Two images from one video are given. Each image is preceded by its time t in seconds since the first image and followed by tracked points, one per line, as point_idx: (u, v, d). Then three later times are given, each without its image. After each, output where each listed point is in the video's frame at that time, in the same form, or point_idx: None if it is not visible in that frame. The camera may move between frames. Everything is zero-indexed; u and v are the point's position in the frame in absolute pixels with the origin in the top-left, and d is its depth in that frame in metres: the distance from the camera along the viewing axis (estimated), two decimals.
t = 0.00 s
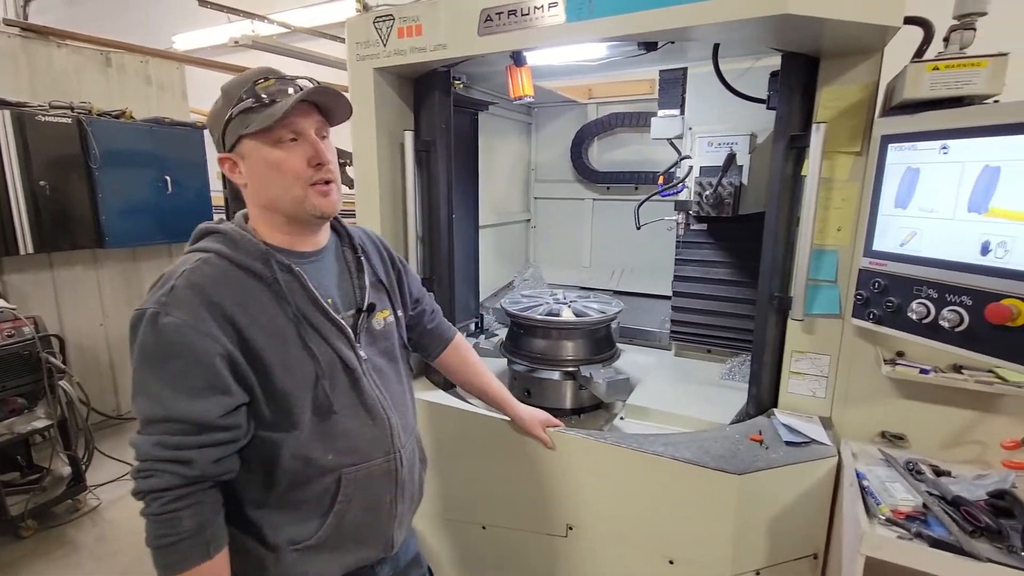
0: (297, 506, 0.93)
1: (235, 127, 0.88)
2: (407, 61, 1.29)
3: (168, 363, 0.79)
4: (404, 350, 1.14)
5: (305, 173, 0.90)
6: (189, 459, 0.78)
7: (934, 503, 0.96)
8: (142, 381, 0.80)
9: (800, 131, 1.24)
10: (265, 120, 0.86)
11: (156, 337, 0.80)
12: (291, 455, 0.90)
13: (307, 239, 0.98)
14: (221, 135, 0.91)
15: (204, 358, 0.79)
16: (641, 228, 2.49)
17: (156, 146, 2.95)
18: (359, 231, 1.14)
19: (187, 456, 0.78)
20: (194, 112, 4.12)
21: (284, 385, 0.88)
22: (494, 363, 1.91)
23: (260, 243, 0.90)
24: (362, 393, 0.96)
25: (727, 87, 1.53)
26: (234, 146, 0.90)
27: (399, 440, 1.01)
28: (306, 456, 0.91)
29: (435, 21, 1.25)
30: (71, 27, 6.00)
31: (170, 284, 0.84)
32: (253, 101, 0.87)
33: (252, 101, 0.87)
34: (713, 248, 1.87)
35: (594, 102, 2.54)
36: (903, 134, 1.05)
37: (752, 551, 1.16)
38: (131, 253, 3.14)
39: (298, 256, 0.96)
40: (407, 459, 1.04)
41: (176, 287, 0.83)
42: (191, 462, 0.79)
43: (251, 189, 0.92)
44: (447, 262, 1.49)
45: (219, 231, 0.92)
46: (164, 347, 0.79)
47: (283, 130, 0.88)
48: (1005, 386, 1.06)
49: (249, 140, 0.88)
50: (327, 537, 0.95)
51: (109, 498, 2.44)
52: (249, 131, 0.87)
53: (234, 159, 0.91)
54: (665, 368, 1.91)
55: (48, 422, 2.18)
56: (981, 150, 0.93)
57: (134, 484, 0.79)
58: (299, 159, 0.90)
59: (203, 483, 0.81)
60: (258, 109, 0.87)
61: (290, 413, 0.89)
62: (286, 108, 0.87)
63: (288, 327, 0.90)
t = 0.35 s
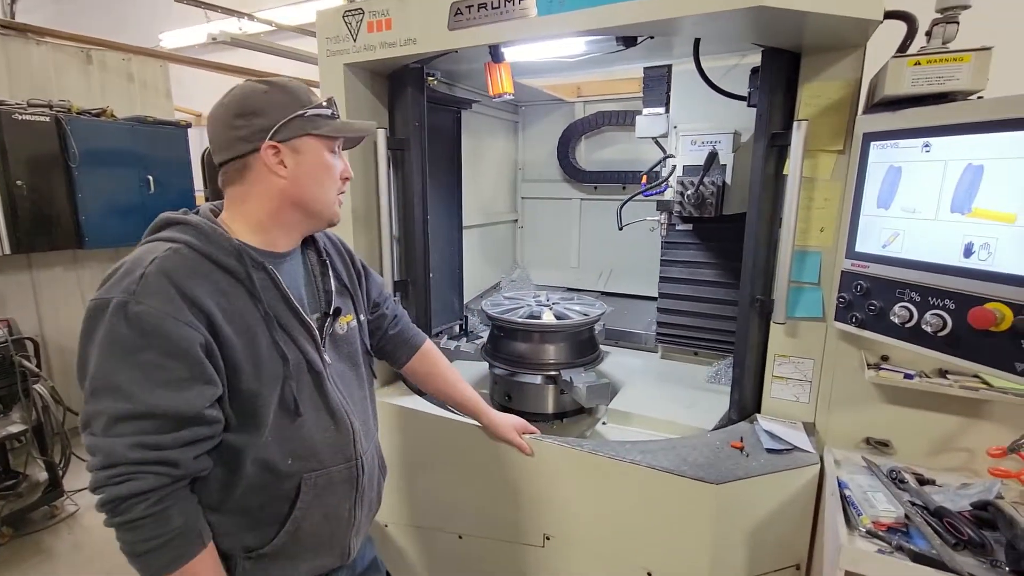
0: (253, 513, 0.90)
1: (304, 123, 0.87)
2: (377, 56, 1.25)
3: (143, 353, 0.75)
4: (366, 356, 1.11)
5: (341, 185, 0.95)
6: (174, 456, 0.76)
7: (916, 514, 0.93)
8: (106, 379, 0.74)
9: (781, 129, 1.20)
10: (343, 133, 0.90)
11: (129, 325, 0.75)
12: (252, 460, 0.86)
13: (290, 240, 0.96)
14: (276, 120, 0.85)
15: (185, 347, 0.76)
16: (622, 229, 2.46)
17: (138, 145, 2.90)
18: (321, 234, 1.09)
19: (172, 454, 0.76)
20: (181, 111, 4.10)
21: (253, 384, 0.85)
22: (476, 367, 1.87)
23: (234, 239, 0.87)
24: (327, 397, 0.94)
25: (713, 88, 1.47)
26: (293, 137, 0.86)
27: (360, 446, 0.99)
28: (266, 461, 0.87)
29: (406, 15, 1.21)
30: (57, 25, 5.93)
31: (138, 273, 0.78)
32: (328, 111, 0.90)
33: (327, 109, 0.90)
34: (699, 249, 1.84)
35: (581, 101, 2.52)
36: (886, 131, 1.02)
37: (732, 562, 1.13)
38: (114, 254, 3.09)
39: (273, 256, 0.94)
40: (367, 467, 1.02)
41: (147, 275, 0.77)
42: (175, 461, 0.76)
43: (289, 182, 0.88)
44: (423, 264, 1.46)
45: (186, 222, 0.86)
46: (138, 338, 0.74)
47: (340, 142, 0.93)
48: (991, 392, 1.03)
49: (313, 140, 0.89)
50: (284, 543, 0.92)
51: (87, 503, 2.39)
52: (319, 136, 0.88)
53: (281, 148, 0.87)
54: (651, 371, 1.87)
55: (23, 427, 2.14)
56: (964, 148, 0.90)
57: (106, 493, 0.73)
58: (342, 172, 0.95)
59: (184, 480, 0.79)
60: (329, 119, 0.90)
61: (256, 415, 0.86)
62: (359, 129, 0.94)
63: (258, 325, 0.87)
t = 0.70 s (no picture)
0: (241, 514, 0.86)
1: (303, 114, 0.86)
2: (365, 45, 1.22)
3: (153, 333, 0.71)
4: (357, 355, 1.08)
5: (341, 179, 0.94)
6: (188, 442, 0.73)
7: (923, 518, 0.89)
8: (113, 359, 0.70)
9: (782, 120, 1.17)
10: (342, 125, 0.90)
11: (141, 302, 0.71)
12: (251, 454, 0.83)
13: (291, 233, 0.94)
14: (275, 112, 0.84)
15: (200, 327, 0.73)
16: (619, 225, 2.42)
17: (129, 142, 2.85)
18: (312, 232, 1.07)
19: (184, 438, 0.72)
20: (174, 107, 4.10)
21: (256, 374, 0.82)
22: (470, 366, 1.83)
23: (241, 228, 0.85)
24: (323, 393, 0.92)
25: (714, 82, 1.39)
26: (294, 127, 0.85)
27: (352, 444, 0.96)
28: (262, 456, 0.85)
29: (394, 3, 1.17)
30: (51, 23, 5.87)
31: (149, 250, 0.75)
32: (325, 104, 0.90)
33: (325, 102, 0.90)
34: (698, 245, 1.80)
35: (579, 96, 2.48)
36: (892, 121, 0.98)
37: (732, 567, 1.10)
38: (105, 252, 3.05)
39: (277, 249, 0.92)
40: (358, 466, 0.99)
41: (160, 254, 0.74)
42: (186, 446, 0.73)
43: (291, 172, 0.87)
44: (415, 260, 1.42)
45: (192, 208, 0.84)
46: (150, 316, 0.71)
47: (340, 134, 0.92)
48: (1000, 391, 0.99)
49: (313, 131, 0.88)
50: (274, 544, 0.89)
51: (76, 506, 2.35)
52: (321, 127, 0.87)
53: (282, 138, 0.85)
54: (649, 370, 1.83)
55: (10, 428, 2.10)
56: (974, 137, 0.86)
57: (111, 478, 0.69)
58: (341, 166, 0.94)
59: (194, 468, 0.75)
60: (327, 111, 0.90)
61: (257, 406, 0.82)
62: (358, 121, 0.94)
63: (266, 315, 0.84)
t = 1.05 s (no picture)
0: (269, 510, 0.87)
1: (315, 108, 0.86)
2: (379, 44, 1.21)
3: (189, 327, 0.71)
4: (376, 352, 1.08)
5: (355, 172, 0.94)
6: (230, 432, 0.73)
7: (943, 515, 0.90)
8: (153, 353, 0.69)
9: (797, 120, 1.16)
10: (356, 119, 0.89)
11: (175, 298, 0.71)
12: (281, 448, 0.84)
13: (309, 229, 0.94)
14: (288, 105, 0.84)
15: (235, 322, 0.73)
16: (630, 224, 2.43)
17: (130, 142, 2.83)
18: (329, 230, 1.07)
19: (227, 428, 0.72)
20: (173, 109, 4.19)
21: (284, 370, 0.81)
22: (479, 366, 1.83)
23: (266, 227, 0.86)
24: (346, 389, 0.92)
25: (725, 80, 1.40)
26: (306, 121, 0.85)
27: (374, 441, 0.97)
28: (287, 452, 0.85)
29: (409, 1, 1.16)
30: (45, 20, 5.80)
31: (180, 246, 0.74)
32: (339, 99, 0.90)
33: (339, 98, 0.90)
34: (706, 245, 1.81)
35: (584, 96, 2.48)
36: (910, 120, 0.99)
37: (749, 563, 1.10)
38: (104, 252, 3.01)
39: (296, 245, 0.92)
40: (380, 463, 1.00)
41: (192, 249, 0.74)
42: (230, 435, 0.73)
43: (302, 165, 0.86)
44: (428, 260, 1.42)
45: (215, 206, 0.84)
46: (185, 309, 0.71)
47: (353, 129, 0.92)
48: (1016, 389, 1.00)
49: (326, 125, 0.87)
50: (296, 541, 0.89)
51: (78, 508, 2.32)
52: (332, 120, 0.87)
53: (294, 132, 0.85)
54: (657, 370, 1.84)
55: (11, 430, 2.07)
56: (993, 136, 0.87)
57: (160, 472, 0.68)
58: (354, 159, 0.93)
59: (234, 458, 0.75)
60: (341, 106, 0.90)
61: (286, 400, 0.83)
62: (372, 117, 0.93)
63: (292, 311, 0.84)
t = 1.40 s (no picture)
0: (295, 511, 0.86)
1: (320, 100, 0.83)
2: (393, 44, 1.21)
3: (204, 337, 0.69)
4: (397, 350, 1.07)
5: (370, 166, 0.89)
6: (242, 446, 0.70)
7: (948, 503, 0.94)
8: (168, 363, 0.68)
9: (802, 125, 1.21)
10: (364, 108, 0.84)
11: (189, 309, 0.70)
12: (303, 452, 0.83)
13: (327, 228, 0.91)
14: (292, 100, 0.82)
15: (248, 331, 0.71)
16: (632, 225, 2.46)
17: (112, 139, 2.75)
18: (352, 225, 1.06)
19: (241, 443, 0.70)
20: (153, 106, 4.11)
21: (306, 374, 0.80)
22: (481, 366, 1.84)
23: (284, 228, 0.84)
24: (370, 390, 0.90)
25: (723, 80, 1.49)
26: (310, 115, 0.82)
27: (399, 442, 0.95)
28: (310, 455, 0.84)
29: (424, 2, 1.17)
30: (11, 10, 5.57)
31: (196, 254, 0.73)
32: (349, 89, 0.86)
33: (348, 88, 0.86)
34: (703, 245, 1.85)
35: (578, 98, 2.52)
36: (912, 126, 1.03)
37: (760, 554, 1.13)
38: (84, 252, 2.92)
39: (315, 245, 0.90)
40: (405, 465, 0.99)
41: (207, 258, 0.73)
42: (243, 450, 0.71)
43: (308, 162, 0.84)
44: (437, 260, 1.42)
45: (234, 209, 0.82)
46: (200, 320, 0.70)
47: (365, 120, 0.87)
48: (1009, 381, 1.05)
49: (331, 118, 0.84)
50: (322, 545, 0.88)
51: (62, 516, 2.25)
52: (337, 111, 0.83)
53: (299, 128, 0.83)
54: (656, 368, 1.87)
55: None
56: (993, 142, 0.92)
57: (172, 484, 0.67)
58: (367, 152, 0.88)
59: (246, 470, 0.73)
60: (350, 96, 0.85)
61: (308, 404, 0.82)
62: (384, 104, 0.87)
63: (311, 315, 0.83)
